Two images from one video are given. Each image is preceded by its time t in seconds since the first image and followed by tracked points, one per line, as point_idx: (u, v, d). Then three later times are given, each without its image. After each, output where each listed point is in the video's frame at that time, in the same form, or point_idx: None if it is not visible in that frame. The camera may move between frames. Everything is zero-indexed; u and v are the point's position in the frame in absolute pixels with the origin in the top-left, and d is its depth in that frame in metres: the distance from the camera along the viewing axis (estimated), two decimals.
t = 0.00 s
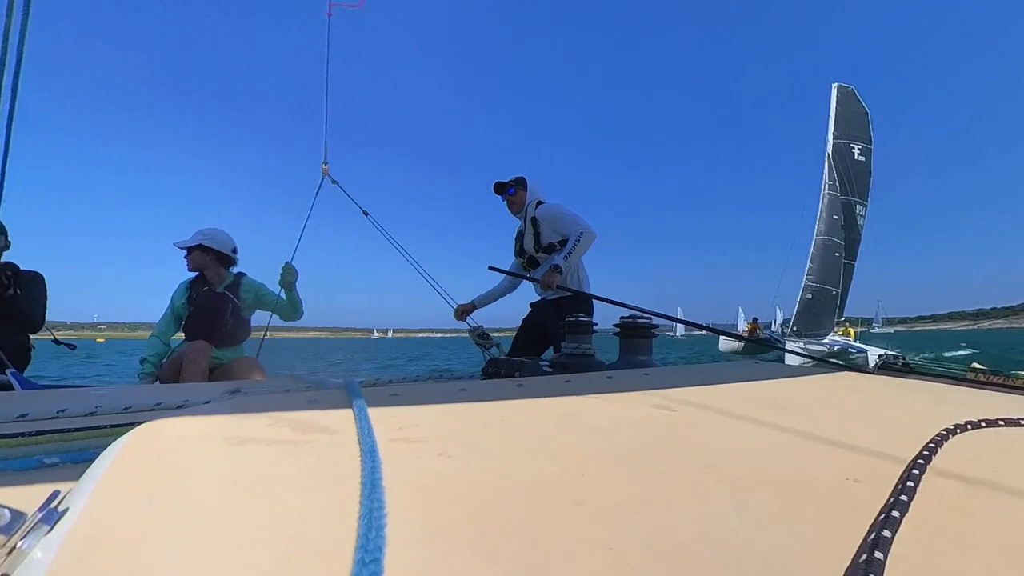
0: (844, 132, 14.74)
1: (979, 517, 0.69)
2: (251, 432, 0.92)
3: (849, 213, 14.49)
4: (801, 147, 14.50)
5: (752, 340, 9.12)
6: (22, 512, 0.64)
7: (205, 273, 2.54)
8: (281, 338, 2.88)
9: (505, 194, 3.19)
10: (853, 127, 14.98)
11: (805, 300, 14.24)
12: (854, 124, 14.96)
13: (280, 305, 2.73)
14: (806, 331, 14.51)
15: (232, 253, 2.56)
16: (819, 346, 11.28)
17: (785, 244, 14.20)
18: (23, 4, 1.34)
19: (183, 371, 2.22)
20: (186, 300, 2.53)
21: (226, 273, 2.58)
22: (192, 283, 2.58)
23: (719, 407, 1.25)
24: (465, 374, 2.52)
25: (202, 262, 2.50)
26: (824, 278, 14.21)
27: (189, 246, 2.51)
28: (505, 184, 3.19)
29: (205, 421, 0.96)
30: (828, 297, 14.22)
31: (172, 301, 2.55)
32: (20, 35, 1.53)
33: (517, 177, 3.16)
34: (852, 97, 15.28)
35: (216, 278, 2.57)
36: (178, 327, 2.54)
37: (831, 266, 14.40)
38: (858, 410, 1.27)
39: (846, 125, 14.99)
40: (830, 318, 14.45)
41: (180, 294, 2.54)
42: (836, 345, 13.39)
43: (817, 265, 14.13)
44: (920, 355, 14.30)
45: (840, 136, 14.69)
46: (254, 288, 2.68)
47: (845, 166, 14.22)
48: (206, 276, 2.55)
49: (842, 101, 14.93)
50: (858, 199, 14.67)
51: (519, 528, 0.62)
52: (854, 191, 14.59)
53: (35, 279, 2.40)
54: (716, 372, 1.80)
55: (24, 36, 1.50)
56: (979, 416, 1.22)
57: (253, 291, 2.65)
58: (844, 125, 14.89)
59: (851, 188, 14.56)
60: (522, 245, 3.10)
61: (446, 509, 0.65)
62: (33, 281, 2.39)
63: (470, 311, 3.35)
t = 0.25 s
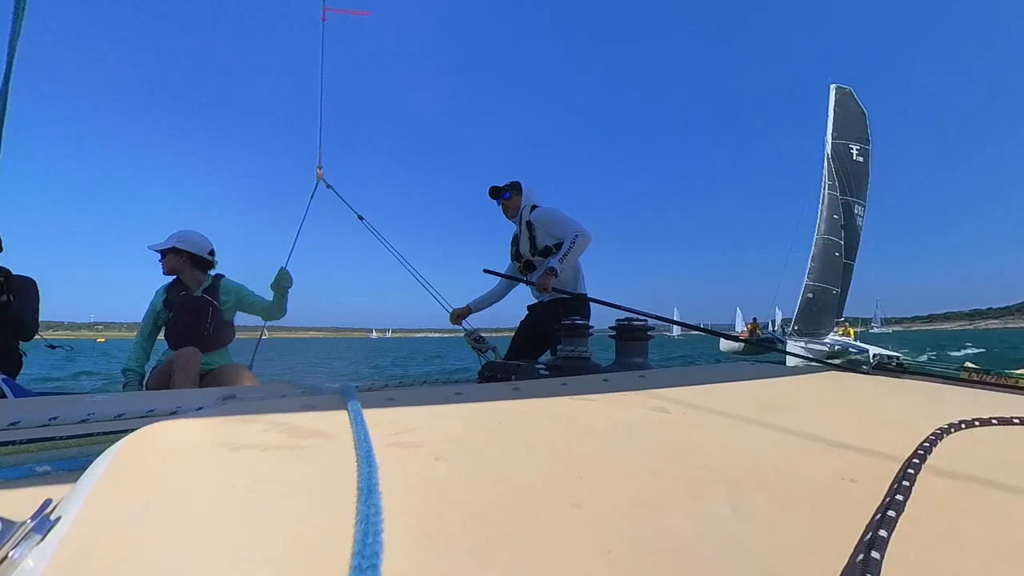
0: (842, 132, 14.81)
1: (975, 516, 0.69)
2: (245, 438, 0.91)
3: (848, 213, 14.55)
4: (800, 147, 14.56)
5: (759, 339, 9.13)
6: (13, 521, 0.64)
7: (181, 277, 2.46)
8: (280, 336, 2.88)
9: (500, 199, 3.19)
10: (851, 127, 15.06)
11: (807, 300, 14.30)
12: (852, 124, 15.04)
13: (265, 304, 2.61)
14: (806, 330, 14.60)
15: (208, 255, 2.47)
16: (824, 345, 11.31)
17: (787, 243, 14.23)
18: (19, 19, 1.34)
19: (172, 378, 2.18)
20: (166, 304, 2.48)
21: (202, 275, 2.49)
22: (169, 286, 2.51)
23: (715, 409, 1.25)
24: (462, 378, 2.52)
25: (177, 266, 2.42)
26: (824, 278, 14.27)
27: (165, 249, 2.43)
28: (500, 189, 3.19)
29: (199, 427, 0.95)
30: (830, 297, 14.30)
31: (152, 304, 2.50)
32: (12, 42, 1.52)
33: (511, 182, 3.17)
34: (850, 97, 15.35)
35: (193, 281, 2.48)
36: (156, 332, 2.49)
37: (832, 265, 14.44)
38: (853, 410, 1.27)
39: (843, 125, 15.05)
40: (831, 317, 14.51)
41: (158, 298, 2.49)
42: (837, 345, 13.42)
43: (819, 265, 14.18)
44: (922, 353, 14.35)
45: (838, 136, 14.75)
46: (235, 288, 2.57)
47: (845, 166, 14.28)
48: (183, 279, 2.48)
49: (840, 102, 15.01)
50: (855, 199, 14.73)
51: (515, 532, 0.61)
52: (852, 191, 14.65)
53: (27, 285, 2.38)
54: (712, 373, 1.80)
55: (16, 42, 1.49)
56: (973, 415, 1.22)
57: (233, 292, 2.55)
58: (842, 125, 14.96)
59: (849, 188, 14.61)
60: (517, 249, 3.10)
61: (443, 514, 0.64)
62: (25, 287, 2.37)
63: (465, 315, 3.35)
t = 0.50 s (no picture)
0: (843, 132, 14.86)
1: (968, 515, 0.69)
2: (239, 441, 0.90)
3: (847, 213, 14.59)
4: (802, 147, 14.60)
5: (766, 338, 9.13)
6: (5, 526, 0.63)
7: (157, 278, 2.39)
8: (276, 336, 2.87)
9: (498, 202, 3.19)
10: (853, 127, 15.11)
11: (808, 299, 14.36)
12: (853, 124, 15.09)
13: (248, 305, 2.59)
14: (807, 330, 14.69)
15: (186, 256, 2.43)
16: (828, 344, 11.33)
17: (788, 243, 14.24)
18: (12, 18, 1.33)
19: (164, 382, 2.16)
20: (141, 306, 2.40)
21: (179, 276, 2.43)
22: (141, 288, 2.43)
23: (711, 409, 1.25)
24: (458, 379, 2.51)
25: (156, 267, 2.35)
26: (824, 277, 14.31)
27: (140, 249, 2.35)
28: (498, 192, 3.18)
29: (193, 430, 0.94)
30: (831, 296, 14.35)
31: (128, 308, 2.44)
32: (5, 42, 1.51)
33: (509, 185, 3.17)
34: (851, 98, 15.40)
35: (170, 282, 2.41)
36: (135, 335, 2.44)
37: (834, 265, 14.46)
38: (848, 410, 1.27)
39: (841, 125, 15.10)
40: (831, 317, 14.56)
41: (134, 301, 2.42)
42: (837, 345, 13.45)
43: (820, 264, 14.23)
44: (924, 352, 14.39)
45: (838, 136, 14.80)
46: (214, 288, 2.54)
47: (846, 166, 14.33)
48: (157, 281, 2.40)
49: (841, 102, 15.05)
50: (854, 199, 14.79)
51: (511, 534, 0.61)
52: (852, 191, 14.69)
53: (19, 285, 2.34)
54: (708, 374, 1.80)
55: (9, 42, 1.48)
56: (966, 414, 1.22)
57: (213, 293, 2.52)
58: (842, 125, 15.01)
59: (849, 188, 14.64)
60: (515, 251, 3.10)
61: (439, 516, 0.64)
62: (17, 287, 2.33)
63: (461, 316, 3.34)
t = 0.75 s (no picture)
0: (842, 132, 14.90)
1: (960, 513, 0.69)
2: (232, 443, 0.90)
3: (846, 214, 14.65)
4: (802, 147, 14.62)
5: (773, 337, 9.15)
6: None
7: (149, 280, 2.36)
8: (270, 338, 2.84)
9: (495, 206, 3.19)
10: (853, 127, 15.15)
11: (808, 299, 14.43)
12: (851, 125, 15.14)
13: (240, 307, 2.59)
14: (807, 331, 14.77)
15: (179, 261, 2.41)
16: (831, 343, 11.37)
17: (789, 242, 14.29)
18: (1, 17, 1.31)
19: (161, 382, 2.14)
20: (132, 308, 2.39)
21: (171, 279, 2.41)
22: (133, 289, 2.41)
23: (706, 409, 1.25)
24: (453, 381, 2.50)
25: (149, 270, 2.33)
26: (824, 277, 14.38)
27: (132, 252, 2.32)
28: (497, 196, 3.19)
29: (186, 433, 0.94)
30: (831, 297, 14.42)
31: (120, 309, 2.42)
32: None
33: (508, 191, 3.16)
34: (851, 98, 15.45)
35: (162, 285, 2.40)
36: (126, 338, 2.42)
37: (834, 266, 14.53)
38: (841, 409, 1.28)
39: (840, 126, 15.10)
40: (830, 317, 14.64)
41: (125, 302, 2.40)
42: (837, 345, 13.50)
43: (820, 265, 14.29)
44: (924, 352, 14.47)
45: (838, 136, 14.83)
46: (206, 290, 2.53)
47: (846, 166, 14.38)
48: (149, 283, 2.38)
49: (840, 102, 15.10)
50: (855, 199, 14.75)
51: (505, 535, 0.61)
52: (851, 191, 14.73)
53: (9, 286, 2.32)
54: (703, 374, 1.80)
55: None
56: (957, 414, 1.23)
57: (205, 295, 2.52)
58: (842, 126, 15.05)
59: (847, 188, 14.69)
60: (511, 253, 3.10)
61: (433, 518, 0.64)
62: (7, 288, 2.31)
63: (457, 318, 3.34)
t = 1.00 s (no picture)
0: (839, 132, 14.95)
1: (952, 510, 0.70)
2: (227, 443, 0.89)
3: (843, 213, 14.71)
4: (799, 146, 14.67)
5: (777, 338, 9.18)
6: None
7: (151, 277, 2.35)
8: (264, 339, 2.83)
9: (490, 207, 3.19)
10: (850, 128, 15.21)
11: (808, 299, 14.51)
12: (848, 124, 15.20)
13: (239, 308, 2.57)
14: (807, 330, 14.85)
15: (183, 259, 2.40)
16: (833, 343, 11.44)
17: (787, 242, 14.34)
18: None
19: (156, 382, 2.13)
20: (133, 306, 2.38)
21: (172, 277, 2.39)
22: (136, 287, 2.40)
23: (701, 407, 1.25)
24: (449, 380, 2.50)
25: (151, 268, 2.32)
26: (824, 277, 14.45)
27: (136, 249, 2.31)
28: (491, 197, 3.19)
29: (180, 433, 0.93)
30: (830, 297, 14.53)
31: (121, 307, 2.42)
32: None
33: (502, 191, 3.16)
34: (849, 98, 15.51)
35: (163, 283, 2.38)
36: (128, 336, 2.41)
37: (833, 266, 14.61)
38: (835, 407, 1.28)
39: (837, 125, 15.14)
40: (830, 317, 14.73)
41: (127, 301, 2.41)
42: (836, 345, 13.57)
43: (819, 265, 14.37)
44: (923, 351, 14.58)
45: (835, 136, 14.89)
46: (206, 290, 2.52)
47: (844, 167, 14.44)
48: (151, 281, 2.37)
49: (837, 102, 15.15)
50: (852, 198, 14.78)
51: (500, 533, 0.61)
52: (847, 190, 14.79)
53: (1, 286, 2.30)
54: (698, 372, 1.80)
55: None
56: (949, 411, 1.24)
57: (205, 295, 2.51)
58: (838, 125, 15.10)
59: (844, 188, 14.75)
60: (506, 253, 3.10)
61: (429, 516, 0.64)
62: None
63: (452, 316, 3.33)
